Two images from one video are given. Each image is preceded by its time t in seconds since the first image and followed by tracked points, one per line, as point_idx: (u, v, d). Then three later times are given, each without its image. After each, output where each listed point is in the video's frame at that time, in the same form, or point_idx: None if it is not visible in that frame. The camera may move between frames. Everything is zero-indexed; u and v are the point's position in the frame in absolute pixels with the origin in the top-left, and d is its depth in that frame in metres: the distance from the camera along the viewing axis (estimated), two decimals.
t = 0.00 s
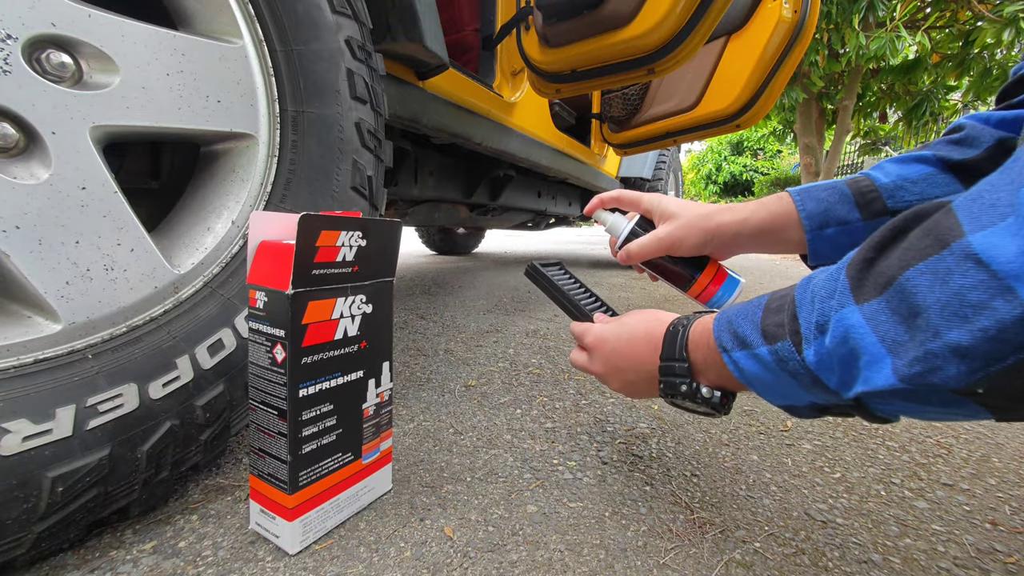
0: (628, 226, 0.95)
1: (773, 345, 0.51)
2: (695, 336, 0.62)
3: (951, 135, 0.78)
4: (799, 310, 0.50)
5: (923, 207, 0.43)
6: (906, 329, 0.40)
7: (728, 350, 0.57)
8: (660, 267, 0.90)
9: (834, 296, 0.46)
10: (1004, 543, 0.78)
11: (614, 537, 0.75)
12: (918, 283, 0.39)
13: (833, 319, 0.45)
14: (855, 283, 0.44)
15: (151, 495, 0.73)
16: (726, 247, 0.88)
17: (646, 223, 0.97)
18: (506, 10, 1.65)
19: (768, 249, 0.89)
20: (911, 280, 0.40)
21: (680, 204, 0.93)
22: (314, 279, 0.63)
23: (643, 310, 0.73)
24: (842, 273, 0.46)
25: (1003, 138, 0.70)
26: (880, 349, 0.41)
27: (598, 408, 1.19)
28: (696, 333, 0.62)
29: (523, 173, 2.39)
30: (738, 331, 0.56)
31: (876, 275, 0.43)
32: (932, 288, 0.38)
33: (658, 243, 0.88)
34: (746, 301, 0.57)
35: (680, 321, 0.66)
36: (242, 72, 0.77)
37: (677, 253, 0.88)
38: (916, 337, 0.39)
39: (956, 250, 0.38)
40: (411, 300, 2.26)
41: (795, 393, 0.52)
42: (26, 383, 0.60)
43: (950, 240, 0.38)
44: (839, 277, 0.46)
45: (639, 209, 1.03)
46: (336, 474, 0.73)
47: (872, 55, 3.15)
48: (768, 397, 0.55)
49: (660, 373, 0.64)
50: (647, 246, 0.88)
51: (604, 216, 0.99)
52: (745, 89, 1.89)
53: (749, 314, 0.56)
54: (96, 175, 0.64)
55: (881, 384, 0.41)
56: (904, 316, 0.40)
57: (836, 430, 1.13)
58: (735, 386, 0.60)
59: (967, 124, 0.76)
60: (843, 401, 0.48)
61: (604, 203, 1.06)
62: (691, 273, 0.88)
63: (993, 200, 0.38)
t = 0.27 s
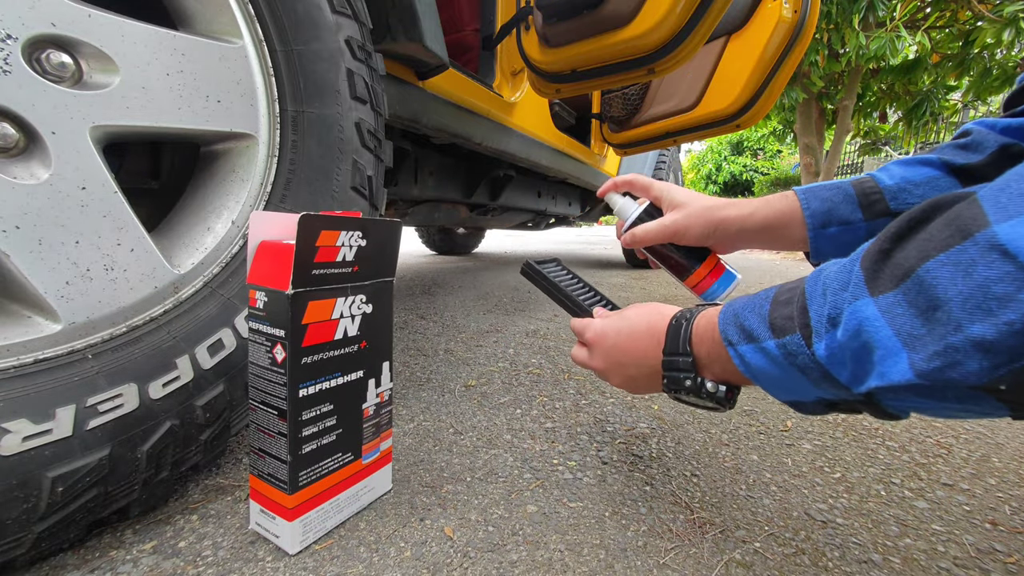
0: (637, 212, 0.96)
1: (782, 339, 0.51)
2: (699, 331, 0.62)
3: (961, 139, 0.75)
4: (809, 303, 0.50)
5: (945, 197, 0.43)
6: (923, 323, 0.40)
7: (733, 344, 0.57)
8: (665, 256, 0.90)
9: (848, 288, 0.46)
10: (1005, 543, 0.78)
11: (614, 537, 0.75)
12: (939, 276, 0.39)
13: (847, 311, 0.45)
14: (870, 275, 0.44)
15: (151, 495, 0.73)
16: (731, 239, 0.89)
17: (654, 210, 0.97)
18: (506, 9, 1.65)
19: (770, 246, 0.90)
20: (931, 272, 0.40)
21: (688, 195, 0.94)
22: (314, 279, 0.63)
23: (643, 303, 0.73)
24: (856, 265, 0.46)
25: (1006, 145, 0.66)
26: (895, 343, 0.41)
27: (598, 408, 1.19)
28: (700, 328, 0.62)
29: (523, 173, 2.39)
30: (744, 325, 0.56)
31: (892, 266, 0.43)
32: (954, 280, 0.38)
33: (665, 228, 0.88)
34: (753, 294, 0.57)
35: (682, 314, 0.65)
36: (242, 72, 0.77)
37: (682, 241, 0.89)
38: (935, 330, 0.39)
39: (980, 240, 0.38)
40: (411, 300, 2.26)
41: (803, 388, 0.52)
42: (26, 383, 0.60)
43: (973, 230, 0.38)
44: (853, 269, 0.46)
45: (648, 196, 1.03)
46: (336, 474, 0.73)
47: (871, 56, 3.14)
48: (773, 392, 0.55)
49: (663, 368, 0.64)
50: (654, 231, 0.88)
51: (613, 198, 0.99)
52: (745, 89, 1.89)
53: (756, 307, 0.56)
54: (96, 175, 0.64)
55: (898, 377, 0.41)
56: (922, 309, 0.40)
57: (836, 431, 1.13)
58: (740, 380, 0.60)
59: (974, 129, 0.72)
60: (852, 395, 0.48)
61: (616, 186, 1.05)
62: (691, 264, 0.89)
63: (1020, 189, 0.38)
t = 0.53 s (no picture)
0: (636, 221, 0.94)
1: (786, 330, 0.51)
2: (703, 322, 0.62)
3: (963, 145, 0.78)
4: (814, 295, 0.50)
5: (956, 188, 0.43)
6: (930, 313, 0.40)
7: (737, 335, 0.57)
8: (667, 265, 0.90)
9: (855, 279, 0.46)
10: (1005, 543, 0.78)
11: (614, 537, 0.75)
12: (948, 266, 0.39)
13: (852, 302, 0.45)
14: (878, 266, 0.44)
15: (151, 495, 0.73)
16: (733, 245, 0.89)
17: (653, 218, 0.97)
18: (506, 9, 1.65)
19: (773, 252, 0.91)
20: (940, 262, 0.40)
21: (689, 201, 0.94)
22: (314, 279, 0.63)
23: (646, 299, 0.73)
24: (865, 255, 0.46)
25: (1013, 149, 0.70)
26: (900, 334, 0.41)
27: (598, 408, 1.19)
28: (705, 319, 0.62)
29: (523, 173, 2.39)
30: (749, 316, 0.56)
31: (900, 257, 0.43)
32: (964, 270, 0.38)
33: (666, 238, 0.88)
34: (759, 285, 0.57)
35: (686, 306, 0.65)
36: (242, 72, 0.77)
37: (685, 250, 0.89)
38: (943, 320, 0.39)
39: (991, 230, 0.38)
40: (411, 300, 2.26)
41: (806, 379, 0.52)
42: (26, 383, 0.60)
43: (985, 219, 0.39)
44: (861, 260, 0.46)
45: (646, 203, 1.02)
46: (336, 474, 0.73)
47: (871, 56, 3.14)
48: (776, 384, 0.55)
49: (667, 359, 0.64)
50: (655, 241, 0.88)
51: (609, 207, 0.97)
52: (745, 89, 1.89)
53: (761, 299, 0.55)
54: (96, 175, 0.64)
55: (903, 368, 0.41)
56: (929, 299, 0.40)
57: (836, 431, 1.13)
58: (744, 372, 0.60)
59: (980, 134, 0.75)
60: (855, 387, 0.48)
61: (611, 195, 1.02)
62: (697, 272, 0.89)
63: None
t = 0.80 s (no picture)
0: (645, 236, 0.94)
1: (792, 332, 0.51)
2: (707, 322, 0.62)
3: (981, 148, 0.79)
4: (821, 296, 0.50)
5: (967, 190, 0.43)
6: (939, 318, 0.40)
7: (741, 336, 0.57)
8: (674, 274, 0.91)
9: (863, 282, 0.46)
10: (1004, 543, 0.78)
11: (614, 537, 0.75)
12: (959, 270, 0.39)
13: (860, 305, 0.45)
14: (886, 268, 0.44)
15: (151, 495, 0.73)
16: (746, 255, 0.89)
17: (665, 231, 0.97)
18: (506, 10, 1.65)
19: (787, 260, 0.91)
20: (950, 266, 0.40)
21: (700, 212, 0.94)
22: (314, 278, 0.63)
23: (647, 299, 0.73)
24: (872, 257, 0.46)
25: None
26: (908, 338, 0.41)
27: (598, 408, 1.19)
28: (708, 319, 0.62)
29: (523, 173, 2.39)
30: (754, 317, 0.56)
31: (908, 261, 0.43)
32: (974, 275, 0.38)
33: (677, 250, 0.88)
34: (763, 286, 0.57)
35: (689, 306, 0.65)
36: (242, 72, 0.77)
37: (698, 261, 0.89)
38: (952, 325, 0.39)
39: (1003, 234, 0.38)
40: (411, 300, 2.26)
41: (811, 381, 0.52)
42: (26, 383, 0.60)
43: (996, 223, 0.38)
44: (868, 263, 0.46)
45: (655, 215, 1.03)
46: (336, 474, 0.73)
47: (871, 56, 3.14)
48: (782, 385, 0.55)
49: (671, 360, 0.64)
50: (666, 254, 0.89)
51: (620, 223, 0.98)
52: (745, 89, 1.89)
53: (765, 300, 0.56)
54: (96, 175, 0.64)
55: (911, 373, 0.40)
56: (938, 303, 0.40)
57: (836, 431, 1.13)
58: (749, 371, 0.60)
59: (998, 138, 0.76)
60: (862, 389, 0.48)
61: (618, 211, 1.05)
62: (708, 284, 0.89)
63: None
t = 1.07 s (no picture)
0: (637, 225, 0.95)
1: (795, 329, 0.51)
2: (710, 319, 0.62)
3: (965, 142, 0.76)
4: (824, 293, 0.50)
5: (974, 185, 0.43)
6: (945, 315, 0.40)
7: (744, 334, 0.57)
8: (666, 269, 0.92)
9: (866, 278, 0.46)
10: (1004, 543, 0.78)
11: (614, 537, 0.75)
12: (965, 266, 0.39)
13: (864, 301, 0.45)
14: (891, 264, 0.44)
15: (151, 495, 0.73)
16: (733, 251, 0.89)
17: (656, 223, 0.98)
18: (506, 10, 1.65)
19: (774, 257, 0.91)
20: (956, 262, 0.40)
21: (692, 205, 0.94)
22: (314, 279, 0.63)
23: (649, 296, 0.73)
24: (877, 253, 0.46)
25: (1013, 147, 0.68)
26: (913, 334, 0.41)
27: (598, 408, 1.19)
28: (711, 316, 0.62)
29: (524, 173, 2.39)
30: (757, 314, 0.56)
31: (914, 256, 0.43)
32: (981, 271, 0.38)
33: (665, 244, 0.89)
34: (766, 283, 0.57)
35: (691, 303, 0.65)
36: (242, 72, 0.77)
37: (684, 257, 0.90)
38: (958, 321, 0.39)
39: (1010, 230, 0.38)
40: (411, 300, 2.26)
41: (815, 378, 0.52)
42: (26, 383, 0.60)
43: (1004, 219, 0.38)
44: (872, 259, 0.46)
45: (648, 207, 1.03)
46: (336, 474, 0.73)
47: (871, 56, 3.14)
48: (785, 383, 0.55)
49: (673, 357, 0.64)
50: (654, 247, 0.90)
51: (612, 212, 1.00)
52: (745, 89, 1.89)
53: (768, 297, 0.56)
54: (96, 175, 0.64)
55: (915, 369, 0.41)
56: (944, 300, 0.40)
57: (837, 431, 1.13)
58: (751, 369, 0.60)
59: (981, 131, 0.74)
60: (866, 387, 0.48)
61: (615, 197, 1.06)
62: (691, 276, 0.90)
63: None
